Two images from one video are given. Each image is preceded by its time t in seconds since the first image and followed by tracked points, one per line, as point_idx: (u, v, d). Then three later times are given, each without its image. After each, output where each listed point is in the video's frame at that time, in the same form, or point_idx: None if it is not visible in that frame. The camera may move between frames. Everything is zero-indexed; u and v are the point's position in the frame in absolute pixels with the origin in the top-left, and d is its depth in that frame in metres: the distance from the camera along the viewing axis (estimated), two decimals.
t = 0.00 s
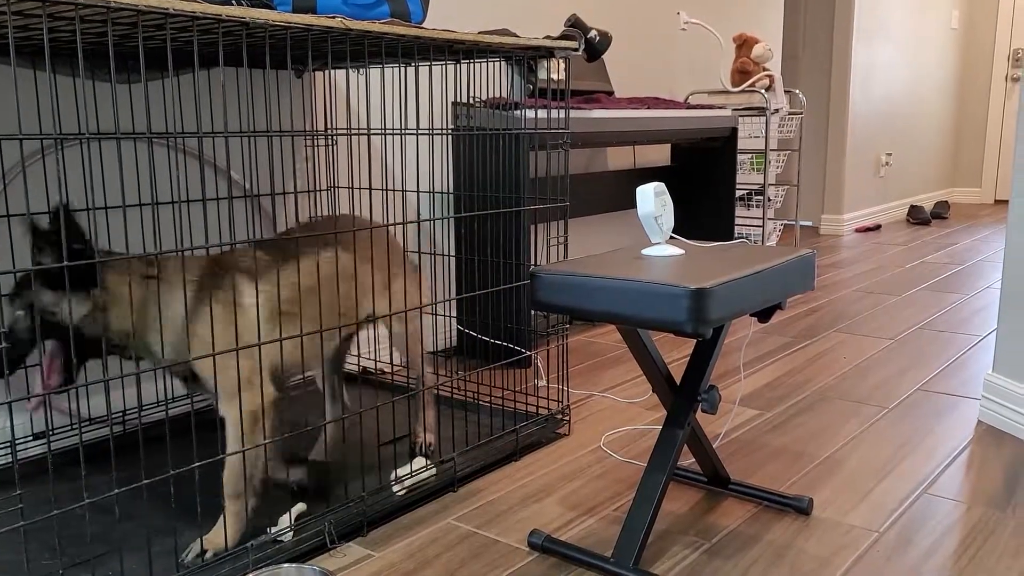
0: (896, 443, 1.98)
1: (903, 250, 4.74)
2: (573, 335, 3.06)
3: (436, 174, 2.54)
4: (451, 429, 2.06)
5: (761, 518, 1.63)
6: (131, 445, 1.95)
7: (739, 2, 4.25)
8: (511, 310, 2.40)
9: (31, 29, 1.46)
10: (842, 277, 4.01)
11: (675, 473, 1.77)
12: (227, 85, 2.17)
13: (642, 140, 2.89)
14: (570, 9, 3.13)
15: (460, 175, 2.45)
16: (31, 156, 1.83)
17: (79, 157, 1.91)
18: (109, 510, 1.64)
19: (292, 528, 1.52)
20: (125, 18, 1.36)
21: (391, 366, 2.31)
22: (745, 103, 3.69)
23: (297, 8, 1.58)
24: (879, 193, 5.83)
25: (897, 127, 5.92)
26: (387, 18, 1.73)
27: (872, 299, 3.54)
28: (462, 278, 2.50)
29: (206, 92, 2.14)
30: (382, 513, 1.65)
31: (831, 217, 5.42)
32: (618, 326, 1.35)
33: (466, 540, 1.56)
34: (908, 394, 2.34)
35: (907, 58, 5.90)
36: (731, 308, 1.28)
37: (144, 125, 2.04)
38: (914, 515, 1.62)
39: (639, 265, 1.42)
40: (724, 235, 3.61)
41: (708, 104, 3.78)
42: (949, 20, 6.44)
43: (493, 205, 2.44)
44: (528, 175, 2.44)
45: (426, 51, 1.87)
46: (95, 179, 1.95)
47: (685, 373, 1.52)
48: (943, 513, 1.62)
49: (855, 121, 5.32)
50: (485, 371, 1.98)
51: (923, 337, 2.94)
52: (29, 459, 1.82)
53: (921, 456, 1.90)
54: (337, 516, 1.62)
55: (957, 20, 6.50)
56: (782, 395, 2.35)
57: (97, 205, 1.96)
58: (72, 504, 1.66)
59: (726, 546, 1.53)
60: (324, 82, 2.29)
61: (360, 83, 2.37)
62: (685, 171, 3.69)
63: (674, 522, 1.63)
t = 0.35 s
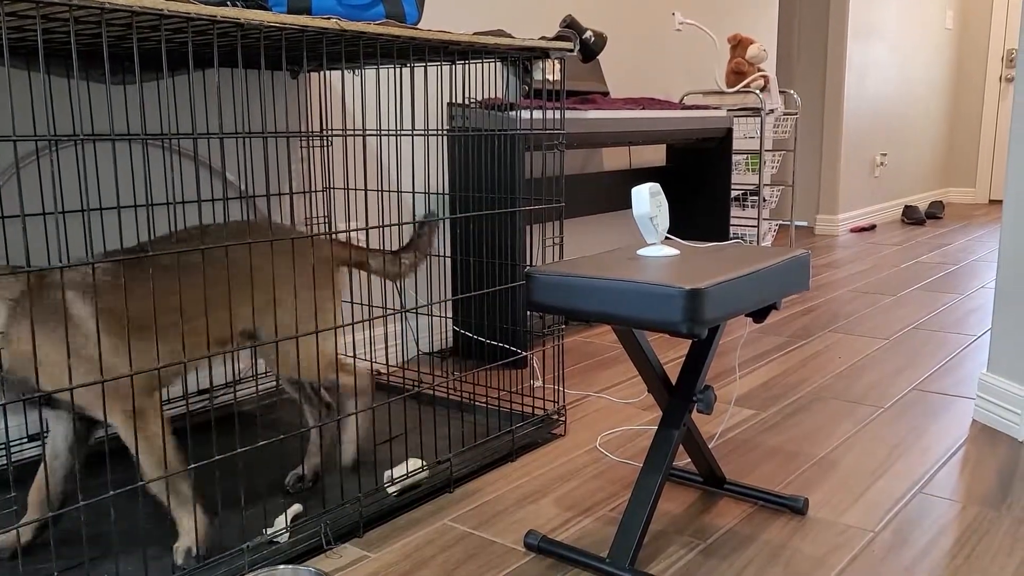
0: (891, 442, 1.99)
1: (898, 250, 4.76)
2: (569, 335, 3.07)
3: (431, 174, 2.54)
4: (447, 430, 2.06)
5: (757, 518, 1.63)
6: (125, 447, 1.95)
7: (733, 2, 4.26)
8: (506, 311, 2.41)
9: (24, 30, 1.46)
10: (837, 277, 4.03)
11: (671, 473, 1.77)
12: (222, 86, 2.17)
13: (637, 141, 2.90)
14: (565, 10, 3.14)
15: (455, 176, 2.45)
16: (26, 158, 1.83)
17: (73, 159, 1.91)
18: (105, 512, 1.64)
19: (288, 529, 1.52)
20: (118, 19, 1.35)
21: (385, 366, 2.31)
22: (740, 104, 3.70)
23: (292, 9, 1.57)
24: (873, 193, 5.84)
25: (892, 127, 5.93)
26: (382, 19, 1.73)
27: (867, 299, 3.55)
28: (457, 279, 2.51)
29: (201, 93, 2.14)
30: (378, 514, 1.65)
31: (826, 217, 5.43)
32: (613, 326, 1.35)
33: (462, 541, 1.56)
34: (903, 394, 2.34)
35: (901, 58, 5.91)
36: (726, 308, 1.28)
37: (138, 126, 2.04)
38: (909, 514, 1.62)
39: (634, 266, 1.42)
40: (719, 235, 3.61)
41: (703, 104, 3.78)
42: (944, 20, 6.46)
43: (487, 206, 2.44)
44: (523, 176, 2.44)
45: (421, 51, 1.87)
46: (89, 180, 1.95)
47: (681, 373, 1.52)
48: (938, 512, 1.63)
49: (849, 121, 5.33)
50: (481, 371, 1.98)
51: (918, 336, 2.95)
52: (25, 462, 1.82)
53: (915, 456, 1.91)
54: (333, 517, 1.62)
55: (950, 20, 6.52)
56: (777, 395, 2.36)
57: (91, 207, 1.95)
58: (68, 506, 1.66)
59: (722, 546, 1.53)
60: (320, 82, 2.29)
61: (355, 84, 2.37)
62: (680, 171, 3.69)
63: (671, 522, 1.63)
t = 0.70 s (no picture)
0: (888, 441, 1.99)
1: (895, 248, 4.76)
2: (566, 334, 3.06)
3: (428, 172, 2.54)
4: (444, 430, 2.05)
5: (753, 517, 1.63)
6: (119, 448, 1.94)
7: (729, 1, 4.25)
8: (502, 310, 2.41)
9: (18, 29, 1.46)
10: (833, 275, 4.03)
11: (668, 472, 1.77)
12: (217, 86, 2.16)
13: (633, 140, 2.89)
14: (561, 9, 3.13)
15: (452, 175, 2.45)
16: (20, 157, 1.82)
17: (67, 158, 1.91)
18: (98, 514, 1.63)
19: (284, 530, 1.51)
20: (112, 18, 1.35)
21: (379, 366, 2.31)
22: (736, 103, 3.70)
23: (287, 8, 1.58)
24: (870, 191, 5.84)
25: (888, 126, 5.94)
26: (377, 18, 1.72)
27: (863, 297, 3.55)
28: (453, 278, 2.50)
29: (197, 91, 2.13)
30: (375, 514, 1.64)
31: (822, 216, 5.44)
32: (610, 326, 1.35)
33: (459, 540, 1.56)
34: (900, 392, 2.35)
35: (897, 57, 5.92)
36: (722, 307, 1.28)
37: (133, 126, 2.03)
38: (905, 513, 1.62)
39: (630, 265, 1.42)
40: (716, 234, 3.61)
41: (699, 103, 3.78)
42: (939, 19, 6.46)
43: (484, 205, 2.44)
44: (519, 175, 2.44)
45: (417, 50, 1.87)
46: (84, 180, 1.94)
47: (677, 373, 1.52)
48: (934, 510, 1.63)
49: (845, 120, 5.33)
50: (478, 370, 1.98)
51: (914, 335, 2.95)
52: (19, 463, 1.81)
53: (911, 454, 1.91)
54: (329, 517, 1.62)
55: (946, 19, 6.53)
56: (774, 394, 2.36)
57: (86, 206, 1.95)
58: (62, 507, 1.65)
59: (718, 545, 1.53)
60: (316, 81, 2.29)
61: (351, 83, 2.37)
62: (676, 170, 3.69)
63: (667, 521, 1.63)
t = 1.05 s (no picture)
0: (885, 437, 1.99)
1: (891, 246, 4.77)
2: (562, 331, 3.06)
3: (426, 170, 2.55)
4: (442, 427, 2.05)
5: (751, 514, 1.63)
6: (116, 446, 1.93)
7: None
8: (499, 307, 2.40)
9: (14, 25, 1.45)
10: (829, 273, 4.03)
11: (666, 469, 1.77)
12: (213, 82, 2.16)
13: (630, 137, 2.89)
14: (558, 6, 3.13)
15: (448, 172, 2.45)
16: (16, 154, 1.82)
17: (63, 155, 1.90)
18: (95, 511, 1.63)
19: (281, 526, 1.51)
20: (108, 13, 1.34)
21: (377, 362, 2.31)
22: (733, 100, 3.70)
23: (285, 5, 1.58)
24: (866, 189, 5.85)
25: (884, 124, 5.95)
26: (374, 14, 1.72)
27: (859, 294, 3.56)
28: (450, 275, 2.50)
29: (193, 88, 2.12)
30: (372, 511, 1.64)
31: (819, 214, 5.44)
32: (607, 321, 1.34)
33: (456, 537, 1.56)
34: (897, 389, 2.35)
35: (893, 55, 5.93)
36: (719, 303, 1.28)
37: (130, 122, 2.02)
38: (902, 509, 1.63)
39: (627, 261, 1.42)
40: (712, 232, 3.61)
41: (696, 100, 3.78)
42: (936, 17, 6.47)
43: (480, 203, 2.43)
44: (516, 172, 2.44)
45: (414, 46, 1.86)
46: (81, 175, 1.94)
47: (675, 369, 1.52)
48: (931, 506, 1.63)
49: (842, 118, 5.34)
50: (475, 367, 1.97)
51: (911, 332, 2.95)
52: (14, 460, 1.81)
53: (908, 451, 1.91)
54: (327, 513, 1.61)
55: (942, 17, 6.53)
56: (771, 391, 2.36)
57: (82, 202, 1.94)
58: (57, 505, 1.65)
59: (716, 541, 1.53)
60: (313, 78, 2.29)
61: (349, 80, 2.37)
62: (673, 168, 3.69)
63: (664, 517, 1.63)
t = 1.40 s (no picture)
0: (879, 439, 2.00)
1: (886, 247, 4.77)
2: (558, 333, 3.06)
3: (421, 172, 2.55)
4: (436, 429, 2.05)
5: (745, 516, 1.64)
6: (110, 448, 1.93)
7: None
8: (495, 308, 2.41)
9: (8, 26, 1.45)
10: (823, 274, 4.04)
11: (660, 471, 1.77)
12: (208, 83, 2.15)
13: (626, 138, 2.90)
14: (553, 7, 3.13)
15: (444, 173, 2.45)
16: (9, 155, 1.82)
17: (58, 154, 1.89)
18: (89, 514, 1.63)
19: (275, 529, 1.51)
20: (102, 14, 1.34)
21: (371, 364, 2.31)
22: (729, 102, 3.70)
23: (280, 7, 1.57)
24: (861, 191, 5.86)
25: (880, 125, 5.96)
26: (369, 16, 1.72)
27: (854, 296, 3.56)
28: (445, 277, 2.50)
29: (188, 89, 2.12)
30: (366, 512, 1.64)
31: (815, 215, 5.45)
32: (602, 324, 1.34)
33: (451, 539, 1.56)
34: (891, 391, 2.35)
35: (889, 57, 5.94)
36: (714, 306, 1.28)
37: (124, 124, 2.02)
38: (896, 511, 1.63)
39: (621, 263, 1.42)
40: (707, 233, 3.62)
41: (692, 102, 3.78)
42: (931, 19, 6.49)
43: (476, 204, 2.43)
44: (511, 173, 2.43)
45: (409, 47, 1.86)
46: (75, 176, 1.93)
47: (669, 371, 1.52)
48: (924, 508, 1.64)
49: (837, 119, 5.35)
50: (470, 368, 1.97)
51: (905, 333, 2.96)
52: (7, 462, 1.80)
53: (902, 453, 1.91)
54: (321, 515, 1.61)
55: (938, 19, 6.55)
56: (766, 393, 2.36)
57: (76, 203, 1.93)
58: (50, 507, 1.64)
59: (710, 543, 1.53)
60: (309, 79, 2.29)
61: (345, 81, 2.37)
62: (669, 169, 3.69)
63: (658, 520, 1.63)
